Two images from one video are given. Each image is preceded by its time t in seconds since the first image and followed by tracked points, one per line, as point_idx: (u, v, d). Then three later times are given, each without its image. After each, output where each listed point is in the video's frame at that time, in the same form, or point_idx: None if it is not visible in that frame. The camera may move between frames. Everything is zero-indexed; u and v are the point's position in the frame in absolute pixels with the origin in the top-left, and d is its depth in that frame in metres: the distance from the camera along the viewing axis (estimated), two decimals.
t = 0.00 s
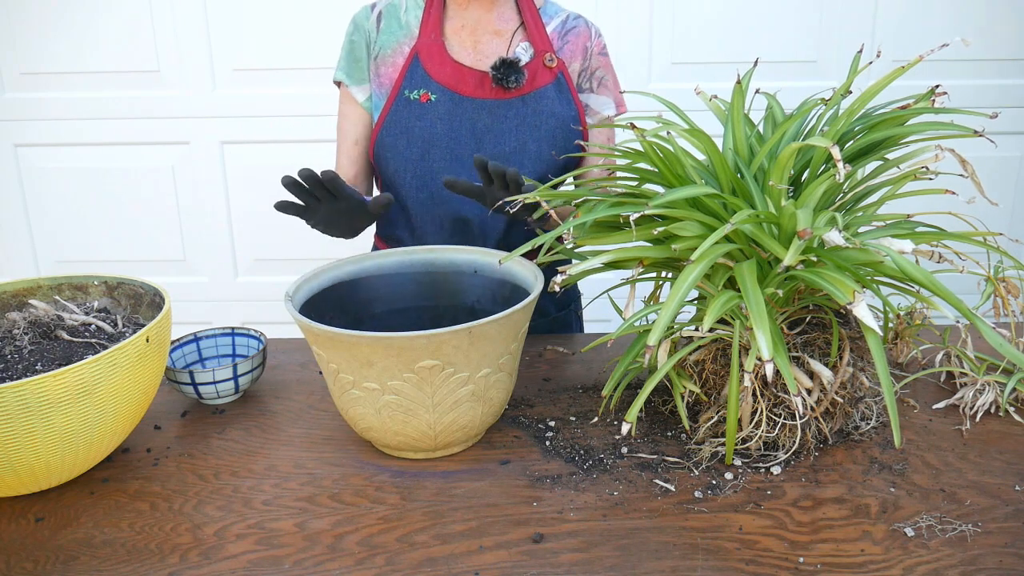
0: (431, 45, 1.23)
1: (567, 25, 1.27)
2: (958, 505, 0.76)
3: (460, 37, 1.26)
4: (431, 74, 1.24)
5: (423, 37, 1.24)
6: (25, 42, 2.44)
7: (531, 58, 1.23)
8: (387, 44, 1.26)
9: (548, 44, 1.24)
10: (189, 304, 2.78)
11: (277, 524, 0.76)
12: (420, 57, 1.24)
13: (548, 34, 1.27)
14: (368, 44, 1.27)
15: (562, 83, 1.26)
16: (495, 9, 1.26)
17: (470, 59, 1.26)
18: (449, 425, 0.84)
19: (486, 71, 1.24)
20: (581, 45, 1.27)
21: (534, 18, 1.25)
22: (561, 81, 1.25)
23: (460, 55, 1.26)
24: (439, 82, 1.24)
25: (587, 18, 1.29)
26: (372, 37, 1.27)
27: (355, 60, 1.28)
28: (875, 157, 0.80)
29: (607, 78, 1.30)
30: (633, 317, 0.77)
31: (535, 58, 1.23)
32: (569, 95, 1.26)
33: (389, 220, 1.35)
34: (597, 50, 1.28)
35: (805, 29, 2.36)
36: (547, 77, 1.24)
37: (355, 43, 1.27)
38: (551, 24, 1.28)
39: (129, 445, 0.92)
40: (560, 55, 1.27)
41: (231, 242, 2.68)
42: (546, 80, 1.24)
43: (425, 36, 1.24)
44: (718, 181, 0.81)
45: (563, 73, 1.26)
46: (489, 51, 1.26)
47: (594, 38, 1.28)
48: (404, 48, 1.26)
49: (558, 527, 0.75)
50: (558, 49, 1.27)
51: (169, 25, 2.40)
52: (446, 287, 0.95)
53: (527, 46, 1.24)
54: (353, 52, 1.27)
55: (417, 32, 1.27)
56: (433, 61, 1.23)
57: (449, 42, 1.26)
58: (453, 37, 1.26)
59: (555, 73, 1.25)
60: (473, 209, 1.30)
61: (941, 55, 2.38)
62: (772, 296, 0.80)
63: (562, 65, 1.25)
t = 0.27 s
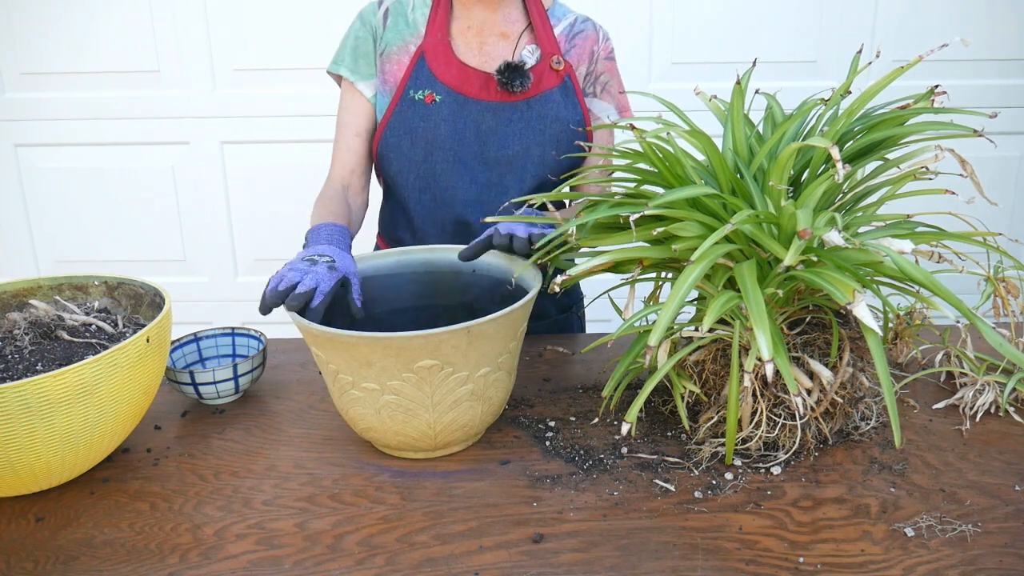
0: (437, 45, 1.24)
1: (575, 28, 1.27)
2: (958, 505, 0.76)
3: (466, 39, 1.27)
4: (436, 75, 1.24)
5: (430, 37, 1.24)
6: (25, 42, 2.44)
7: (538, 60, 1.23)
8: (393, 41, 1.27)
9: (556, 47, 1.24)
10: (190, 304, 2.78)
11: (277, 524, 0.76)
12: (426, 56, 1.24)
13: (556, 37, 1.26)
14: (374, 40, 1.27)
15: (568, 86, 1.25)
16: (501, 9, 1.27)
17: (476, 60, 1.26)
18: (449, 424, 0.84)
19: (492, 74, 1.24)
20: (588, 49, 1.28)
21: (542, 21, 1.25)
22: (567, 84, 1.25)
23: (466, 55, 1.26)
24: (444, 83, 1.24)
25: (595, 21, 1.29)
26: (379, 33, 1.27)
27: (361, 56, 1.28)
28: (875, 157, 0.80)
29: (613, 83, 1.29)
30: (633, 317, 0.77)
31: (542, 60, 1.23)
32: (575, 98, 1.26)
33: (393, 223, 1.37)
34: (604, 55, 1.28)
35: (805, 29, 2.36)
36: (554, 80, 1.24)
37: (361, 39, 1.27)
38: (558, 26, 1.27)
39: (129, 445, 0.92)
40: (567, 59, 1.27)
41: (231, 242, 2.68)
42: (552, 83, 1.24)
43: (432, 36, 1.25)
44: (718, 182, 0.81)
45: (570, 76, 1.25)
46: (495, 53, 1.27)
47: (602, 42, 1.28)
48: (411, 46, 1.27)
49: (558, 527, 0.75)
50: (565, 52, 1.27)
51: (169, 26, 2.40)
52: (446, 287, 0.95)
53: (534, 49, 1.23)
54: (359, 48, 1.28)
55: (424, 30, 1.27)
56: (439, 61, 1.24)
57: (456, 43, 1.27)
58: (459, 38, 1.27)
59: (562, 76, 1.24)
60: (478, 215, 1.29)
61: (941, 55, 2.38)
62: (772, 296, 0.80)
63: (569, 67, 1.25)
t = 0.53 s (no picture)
0: (437, 46, 1.24)
1: (577, 28, 1.27)
2: (958, 505, 0.76)
3: (467, 40, 1.27)
4: (436, 77, 1.24)
5: (430, 37, 1.24)
6: (25, 42, 2.44)
7: (539, 62, 1.23)
8: (392, 41, 1.27)
9: (558, 47, 1.24)
10: (190, 304, 2.78)
11: (277, 524, 0.76)
12: (426, 57, 1.24)
13: (558, 36, 1.26)
14: (373, 39, 1.28)
15: (570, 87, 1.25)
16: (501, 9, 1.27)
17: (476, 61, 1.26)
18: (449, 425, 0.84)
19: (493, 76, 1.24)
20: (590, 49, 1.28)
21: (544, 21, 1.25)
22: (569, 85, 1.25)
23: (466, 57, 1.26)
24: (444, 85, 1.24)
25: (598, 20, 1.29)
26: (378, 33, 1.27)
27: (359, 56, 1.28)
28: (875, 157, 0.80)
29: (615, 83, 1.29)
30: (633, 317, 0.77)
31: (543, 62, 1.23)
32: (577, 100, 1.25)
33: (393, 225, 1.38)
34: (606, 54, 1.28)
35: (805, 29, 2.36)
36: (555, 83, 1.24)
37: (360, 39, 1.28)
38: (560, 26, 1.27)
39: (129, 445, 0.92)
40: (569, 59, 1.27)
41: (231, 242, 2.68)
42: (554, 85, 1.24)
43: (432, 36, 1.24)
44: (718, 182, 0.81)
45: (572, 78, 1.25)
46: (496, 54, 1.27)
47: (604, 42, 1.28)
48: (410, 46, 1.27)
49: (558, 527, 0.75)
50: (568, 52, 1.27)
51: (169, 26, 2.40)
52: (445, 287, 0.95)
53: (535, 50, 1.23)
54: (358, 48, 1.28)
55: (423, 30, 1.27)
56: (439, 62, 1.24)
57: (456, 44, 1.27)
58: (460, 38, 1.27)
59: (564, 78, 1.24)
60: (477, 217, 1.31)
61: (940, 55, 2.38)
62: (772, 296, 0.80)
63: (571, 69, 1.25)
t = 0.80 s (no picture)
0: (433, 46, 1.24)
1: (574, 25, 1.25)
2: (958, 505, 0.76)
3: (463, 39, 1.26)
4: (432, 77, 1.25)
5: (426, 37, 1.24)
6: (25, 42, 2.44)
7: (535, 61, 1.23)
8: (388, 41, 1.26)
9: (554, 46, 1.23)
10: (190, 304, 2.78)
11: (277, 524, 0.76)
12: (422, 58, 1.25)
13: (555, 34, 1.25)
14: (369, 40, 1.28)
15: (566, 87, 1.24)
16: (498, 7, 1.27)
17: (472, 60, 1.26)
18: (449, 425, 0.84)
19: (488, 75, 1.24)
20: (588, 45, 1.25)
21: (540, 19, 1.24)
22: (565, 85, 1.24)
23: (461, 56, 1.26)
24: (440, 85, 1.25)
25: (596, 17, 1.26)
26: (374, 34, 1.27)
27: (355, 57, 1.28)
28: (875, 157, 0.80)
29: (614, 80, 1.27)
30: (633, 318, 0.77)
31: (540, 60, 1.23)
32: (572, 100, 1.25)
33: (392, 227, 1.37)
34: (604, 51, 1.25)
35: (805, 29, 2.36)
36: (551, 82, 1.23)
37: (356, 39, 1.27)
38: (558, 24, 1.25)
39: (129, 445, 0.92)
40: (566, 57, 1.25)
41: (231, 242, 2.68)
42: (550, 85, 1.23)
43: (427, 36, 1.24)
44: (718, 182, 0.81)
45: (569, 77, 1.24)
46: (492, 52, 1.26)
47: (602, 38, 1.25)
48: (406, 46, 1.26)
49: (558, 527, 0.75)
50: (564, 49, 1.25)
51: (169, 26, 2.40)
52: (446, 287, 0.95)
53: (532, 48, 1.24)
54: (354, 49, 1.28)
55: (419, 29, 1.26)
56: (435, 63, 1.24)
57: (452, 43, 1.26)
58: (456, 37, 1.26)
59: (560, 77, 1.23)
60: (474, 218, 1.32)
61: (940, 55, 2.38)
62: (772, 296, 0.80)
63: (567, 68, 1.24)
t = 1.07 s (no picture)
0: (429, 48, 1.24)
1: (571, 22, 1.26)
2: (958, 505, 0.76)
3: (459, 39, 1.27)
4: (429, 78, 1.24)
5: (422, 38, 1.24)
6: (26, 42, 2.44)
7: (532, 58, 1.23)
8: (385, 44, 1.26)
9: (551, 44, 1.23)
10: (190, 304, 2.78)
11: (277, 524, 0.76)
12: (418, 59, 1.24)
13: (551, 32, 1.25)
14: (365, 42, 1.28)
15: (564, 84, 1.24)
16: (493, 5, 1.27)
17: (468, 59, 1.26)
18: (449, 425, 0.84)
19: (485, 74, 1.24)
20: (585, 43, 1.26)
21: (536, 17, 1.24)
22: (563, 82, 1.24)
23: (457, 56, 1.26)
24: (437, 86, 1.24)
25: (593, 14, 1.27)
26: (371, 37, 1.27)
27: (352, 60, 1.28)
28: (875, 157, 0.80)
29: (611, 77, 1.28)
30: (633, 318, 0.77)
31: (536, 58, 1.23)
32: (570, 98, 1.25)
33: (392, 228, 1.38)
34: (601, 48, 1.26)
35: (805, 29, 2.36)
36: (548, 79, 1.24)
37: (352, 42, 1.28)
38: (554, 22, 1.26)
39: (129, 445, 0.92)
40: (563, 55, 1.25)
41: (231, 242, 2.68)
42: (547, 82, 1.24)
43: (424, 37, 1.24)
44: (718, 182, 0.81)
45: (565, 74, 1.24)
46: (488, 51, 1.26)
47: (599, 35, 1.26)
48: (403, 48, 1.26)
49: (558, 527, 0.75)
50: (562, 47, 1.26)
51: (169, 26, 2.40)
52: (446, 287, 0.95)
53: (529, 46, 1.23)
54: (350, 52, 1.28)
55: (416, 30, 1.27)
56: (431, 64, 1.24)
57: (448, 43, 1.26)
58: (452, 37, 1.27)
59: (557, 74, 1.24)
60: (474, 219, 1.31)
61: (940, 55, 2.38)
62: (772, 296, 0.80)
63: (564, 65, 1.24)
